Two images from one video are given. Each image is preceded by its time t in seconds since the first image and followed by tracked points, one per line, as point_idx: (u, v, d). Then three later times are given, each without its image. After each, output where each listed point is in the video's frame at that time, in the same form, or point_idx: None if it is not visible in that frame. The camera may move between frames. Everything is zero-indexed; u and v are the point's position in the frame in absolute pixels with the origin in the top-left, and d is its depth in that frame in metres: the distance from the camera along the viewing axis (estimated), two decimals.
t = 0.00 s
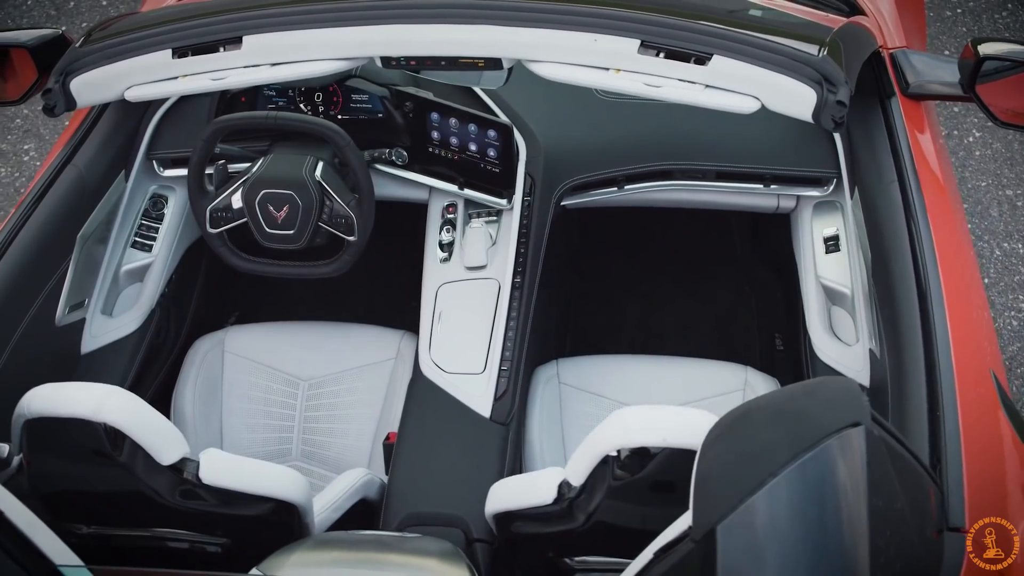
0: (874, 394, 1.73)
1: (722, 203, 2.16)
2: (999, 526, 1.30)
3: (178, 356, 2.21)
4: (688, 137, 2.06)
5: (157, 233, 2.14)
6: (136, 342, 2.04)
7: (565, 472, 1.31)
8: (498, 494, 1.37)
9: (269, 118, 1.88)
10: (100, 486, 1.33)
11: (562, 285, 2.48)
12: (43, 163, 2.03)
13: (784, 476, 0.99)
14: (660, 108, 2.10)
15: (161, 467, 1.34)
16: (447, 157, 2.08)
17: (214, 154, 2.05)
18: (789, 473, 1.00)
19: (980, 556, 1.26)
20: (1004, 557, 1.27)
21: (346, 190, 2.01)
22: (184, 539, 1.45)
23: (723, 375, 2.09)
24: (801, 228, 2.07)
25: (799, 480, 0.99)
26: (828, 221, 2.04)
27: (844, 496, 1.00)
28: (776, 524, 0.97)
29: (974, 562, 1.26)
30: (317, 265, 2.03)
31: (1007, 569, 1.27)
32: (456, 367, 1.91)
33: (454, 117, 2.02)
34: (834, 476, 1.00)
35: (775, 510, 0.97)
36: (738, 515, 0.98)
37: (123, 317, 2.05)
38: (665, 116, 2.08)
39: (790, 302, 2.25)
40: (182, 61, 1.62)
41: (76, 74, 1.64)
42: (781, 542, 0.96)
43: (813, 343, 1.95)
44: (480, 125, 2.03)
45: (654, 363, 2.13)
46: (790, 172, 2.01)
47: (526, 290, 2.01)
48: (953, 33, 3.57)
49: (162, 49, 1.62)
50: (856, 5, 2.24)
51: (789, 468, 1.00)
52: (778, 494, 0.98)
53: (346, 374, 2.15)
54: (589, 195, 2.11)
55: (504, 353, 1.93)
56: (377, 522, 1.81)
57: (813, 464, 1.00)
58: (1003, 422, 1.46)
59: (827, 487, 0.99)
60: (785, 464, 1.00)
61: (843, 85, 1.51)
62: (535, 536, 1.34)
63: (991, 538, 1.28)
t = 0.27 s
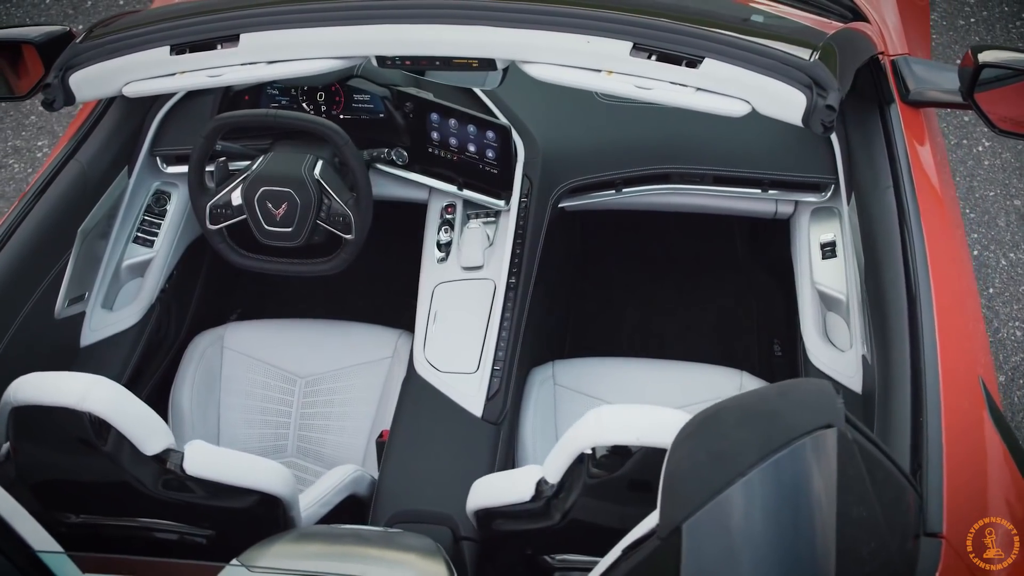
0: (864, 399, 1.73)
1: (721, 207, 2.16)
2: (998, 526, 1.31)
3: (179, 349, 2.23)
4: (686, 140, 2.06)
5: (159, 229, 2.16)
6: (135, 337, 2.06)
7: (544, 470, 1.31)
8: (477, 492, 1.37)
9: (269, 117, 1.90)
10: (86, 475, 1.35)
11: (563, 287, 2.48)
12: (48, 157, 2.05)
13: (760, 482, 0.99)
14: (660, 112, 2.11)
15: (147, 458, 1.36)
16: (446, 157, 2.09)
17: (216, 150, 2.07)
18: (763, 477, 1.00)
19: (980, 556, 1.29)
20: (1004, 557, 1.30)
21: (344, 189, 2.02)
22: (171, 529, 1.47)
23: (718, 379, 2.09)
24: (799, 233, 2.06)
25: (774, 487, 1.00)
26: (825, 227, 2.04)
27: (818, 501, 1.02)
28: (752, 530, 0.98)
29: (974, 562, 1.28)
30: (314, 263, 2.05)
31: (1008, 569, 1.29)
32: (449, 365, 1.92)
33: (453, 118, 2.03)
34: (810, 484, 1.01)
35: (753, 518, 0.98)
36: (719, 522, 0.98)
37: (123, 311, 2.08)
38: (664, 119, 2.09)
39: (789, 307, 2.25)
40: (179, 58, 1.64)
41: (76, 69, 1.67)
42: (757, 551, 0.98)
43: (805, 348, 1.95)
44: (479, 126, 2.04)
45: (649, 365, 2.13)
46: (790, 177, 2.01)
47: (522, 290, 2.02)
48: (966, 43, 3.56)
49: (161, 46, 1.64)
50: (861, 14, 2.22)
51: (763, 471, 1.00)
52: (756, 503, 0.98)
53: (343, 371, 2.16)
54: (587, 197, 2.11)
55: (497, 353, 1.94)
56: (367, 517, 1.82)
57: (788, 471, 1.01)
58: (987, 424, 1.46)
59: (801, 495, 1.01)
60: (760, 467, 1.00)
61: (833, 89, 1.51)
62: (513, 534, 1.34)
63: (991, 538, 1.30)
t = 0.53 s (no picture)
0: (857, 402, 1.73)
1: (721, 210, 2.16)
2: (998, 527, 1.33)
3: (181, 341, 2.26)
4: (686, 142, 2.06)
5: (161, 224, 2.18)
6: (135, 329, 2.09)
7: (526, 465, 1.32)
8: (461, 489, 1.37)
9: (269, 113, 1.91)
10: (74, 463, 1.36)
11: (564, 288, 2.48)
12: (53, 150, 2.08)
13: (739, 484, 0.98)
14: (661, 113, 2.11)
15: (135, 447, 1.38)
16: (446, 156, 2.10)
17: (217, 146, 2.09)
18: (740, 477, 0.98)
19: (981, 556, 1.30)
20: (1005, 557, 1.31)
21: (343, 185, 2.04)
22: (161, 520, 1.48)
23: (714, 380, 2.09)
24: (797, 236, 2.06)
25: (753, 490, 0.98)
26: (823, 231, 2.04)
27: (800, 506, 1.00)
28: (730, 533, 0.96)
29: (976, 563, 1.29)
30: (312, 259, 2.06)
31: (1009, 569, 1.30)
32: (444, 362, 1.93)
33: (453, 117, 2.04)
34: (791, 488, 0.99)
35: (730, 520, 0.97)
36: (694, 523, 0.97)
37: (123, 304, 2.10)
38: (664, 120, 2.09)
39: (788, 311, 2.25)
40: (179, 52, 1.65)
41: (77, 62, 1.69)
42: (735, 553, 0.96)
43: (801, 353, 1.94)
44: (478, 125, 2.05)
45: (645, 365, 2.14)
46: (790, 180, 2.01)
47: (518, 289, 2.03)
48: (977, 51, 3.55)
49: (161, 40, 1.66)
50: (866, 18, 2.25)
51: (741, 473, 0.98)
52: (733, 506, 0.97)
53: (340, 367, 2.17)
54: (586, 198, 2.12)
55: (491, 351, 1.94)
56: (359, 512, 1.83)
57: (768, 475, 0.99)
58: (974, 426, 1.45)
59: (781, 500, 0.99)
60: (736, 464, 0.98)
61: (826, 91, 1.51)
62: (495, 530, 1.35)
63: (991, 538, 1.32)
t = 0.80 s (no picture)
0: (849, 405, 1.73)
1: (721, 211, 2.16)
2: (999, 527, 1.34)
3: (183, 333, 2.28)
4: (684, 142, 2.07)
5: (165, 217, 2.20)
6: (137, 321, 2.11)
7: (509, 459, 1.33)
8: (447, 483, 1.38)
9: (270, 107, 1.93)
10: (66, 450, 1.38)
11: (564, 289, 2.49)
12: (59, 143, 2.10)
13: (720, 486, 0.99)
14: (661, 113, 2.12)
15: (125, 435, 1.40)
16: (447, 154, 2.12)
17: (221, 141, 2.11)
18: (720, 478, 0.99)
19: (981, 556, 1.30)
20: (1005, 558, 1.31)
21: (344, 181, 2.05)
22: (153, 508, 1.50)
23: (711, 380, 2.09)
24: (795, 238, 2.06)
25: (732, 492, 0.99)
26: (822, 233, 2.03)
27: (778, 508, 1.01)
28: (708, 535, 0.99)
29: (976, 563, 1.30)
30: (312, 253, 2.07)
31: (1008, 569, 1.30)
32: (440, 358, 1.95)
33: (453, 115, 2.06)
34: (771, 492, 1.00)
35: (708, 523, 0.98)
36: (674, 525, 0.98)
37: (125, 296, 2.12)
38: (666, 120, 2.09)
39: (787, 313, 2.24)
40: (179, 46, 1.67)
41: (79, 55, 1.71)
42: (712, 556, 0.98)
43: (796, 356, 1.92)
44: (479, 123, 2.07)
45: (643, 364, 2.13)
46: (785, 181, 2.01)
47: (514, 286, 2.03)
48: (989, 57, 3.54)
49: (161, 34, 1.68)
50: (868, 20, 2.27)
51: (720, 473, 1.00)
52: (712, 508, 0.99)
53: (339, 362, 2.19)
54: (584, 197, 2.12)
55: (486, 348, 1.95)
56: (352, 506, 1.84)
57: (748, 478, 0.99)
58: (962, 426, 1.46)
59: (760, 504, 1.00)
60: (714, 463, 0.98)
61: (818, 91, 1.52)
62: (479, 523, 1.35)
63: (991, 538, 1.32)
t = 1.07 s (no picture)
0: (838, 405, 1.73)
1: (721, 212, 2.16)
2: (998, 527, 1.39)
3: (185, 325, 2.30)
4: (684, 142, 2.07)
5: (168, 209, 2.22)
6: (138, 312, 2.13)
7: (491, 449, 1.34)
8: (431, 472, 1.39)
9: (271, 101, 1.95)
10: (56, 434, 1.40)
11: (565, 287, 2.50)
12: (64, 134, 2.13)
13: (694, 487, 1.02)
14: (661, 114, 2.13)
15: (115, 420, 1.42)
16: (448, 151, 2.15)
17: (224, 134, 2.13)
18: (694, 477, 1.02)
19: (984, 556, 1.35)
20: (1004, 557, 1.36)
21: (344, 176, 2.07)
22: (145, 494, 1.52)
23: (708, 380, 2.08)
24: (793, 239, 2.05)
25: (706, 493, 1.03)
26: (818, 236, 2.02)
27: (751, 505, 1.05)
28: (682, 533, 1.03)
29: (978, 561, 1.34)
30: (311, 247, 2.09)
31: (1006, 568, 1.36)
32: (435, 352, 1.96)
33: (454, 112, 2.09)
34: (745, 491, 1.04)
35: (683, 522, 1.03)
36: (650, 523, 1.02)
37: (127, 286, 2.14)
38: (666, 120, 2.10)
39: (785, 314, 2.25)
40: (179, 40, 1.70)
41: (82, 47, 1.74)
42: (685, 555, 1.03)
43: (791, 357, 1.91)
44: (479, 120, 2.09)
45: (639, 364, 2.13)
46: (782, 183, 2.01)
47: (510, 283, 2.04)
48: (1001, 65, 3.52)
49: (162, 28, 1.71)
50: (872, 24, 2.27)
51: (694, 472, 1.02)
52: (687, 508, 1.02)
53: (339, 357, 2.21)
54: (583, 195, 2.13)
55: (481, 343, 1.97)
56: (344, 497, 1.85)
57: (723, 477, 1.03)
58: (947, 426, 1.47)
59: (734, 503, 1.04)
60: (688, 463, 1.01)
61: (810, 91, 1.52)
62: (461, 512, 1.36)
63: (991, 538, 1.38)
